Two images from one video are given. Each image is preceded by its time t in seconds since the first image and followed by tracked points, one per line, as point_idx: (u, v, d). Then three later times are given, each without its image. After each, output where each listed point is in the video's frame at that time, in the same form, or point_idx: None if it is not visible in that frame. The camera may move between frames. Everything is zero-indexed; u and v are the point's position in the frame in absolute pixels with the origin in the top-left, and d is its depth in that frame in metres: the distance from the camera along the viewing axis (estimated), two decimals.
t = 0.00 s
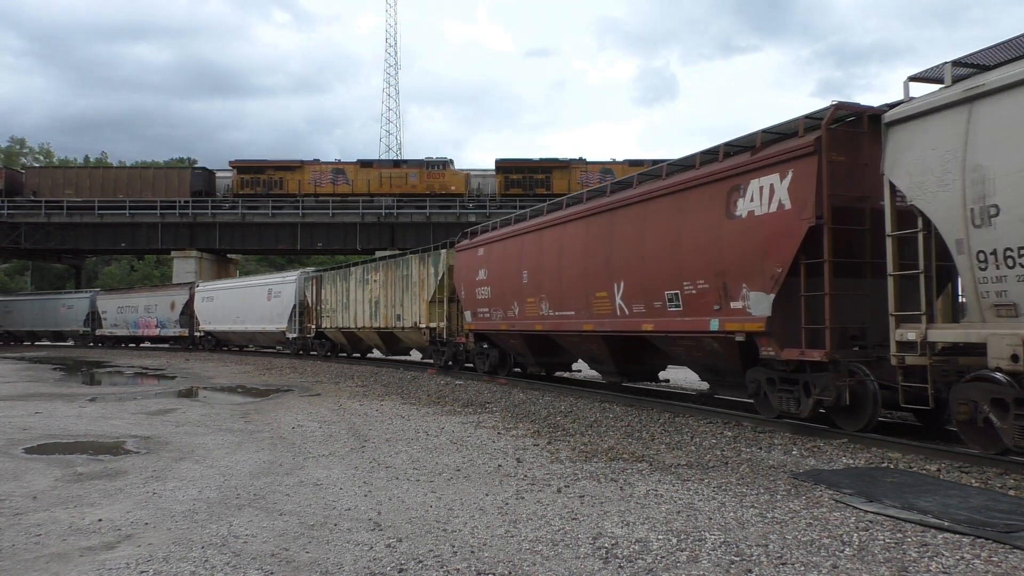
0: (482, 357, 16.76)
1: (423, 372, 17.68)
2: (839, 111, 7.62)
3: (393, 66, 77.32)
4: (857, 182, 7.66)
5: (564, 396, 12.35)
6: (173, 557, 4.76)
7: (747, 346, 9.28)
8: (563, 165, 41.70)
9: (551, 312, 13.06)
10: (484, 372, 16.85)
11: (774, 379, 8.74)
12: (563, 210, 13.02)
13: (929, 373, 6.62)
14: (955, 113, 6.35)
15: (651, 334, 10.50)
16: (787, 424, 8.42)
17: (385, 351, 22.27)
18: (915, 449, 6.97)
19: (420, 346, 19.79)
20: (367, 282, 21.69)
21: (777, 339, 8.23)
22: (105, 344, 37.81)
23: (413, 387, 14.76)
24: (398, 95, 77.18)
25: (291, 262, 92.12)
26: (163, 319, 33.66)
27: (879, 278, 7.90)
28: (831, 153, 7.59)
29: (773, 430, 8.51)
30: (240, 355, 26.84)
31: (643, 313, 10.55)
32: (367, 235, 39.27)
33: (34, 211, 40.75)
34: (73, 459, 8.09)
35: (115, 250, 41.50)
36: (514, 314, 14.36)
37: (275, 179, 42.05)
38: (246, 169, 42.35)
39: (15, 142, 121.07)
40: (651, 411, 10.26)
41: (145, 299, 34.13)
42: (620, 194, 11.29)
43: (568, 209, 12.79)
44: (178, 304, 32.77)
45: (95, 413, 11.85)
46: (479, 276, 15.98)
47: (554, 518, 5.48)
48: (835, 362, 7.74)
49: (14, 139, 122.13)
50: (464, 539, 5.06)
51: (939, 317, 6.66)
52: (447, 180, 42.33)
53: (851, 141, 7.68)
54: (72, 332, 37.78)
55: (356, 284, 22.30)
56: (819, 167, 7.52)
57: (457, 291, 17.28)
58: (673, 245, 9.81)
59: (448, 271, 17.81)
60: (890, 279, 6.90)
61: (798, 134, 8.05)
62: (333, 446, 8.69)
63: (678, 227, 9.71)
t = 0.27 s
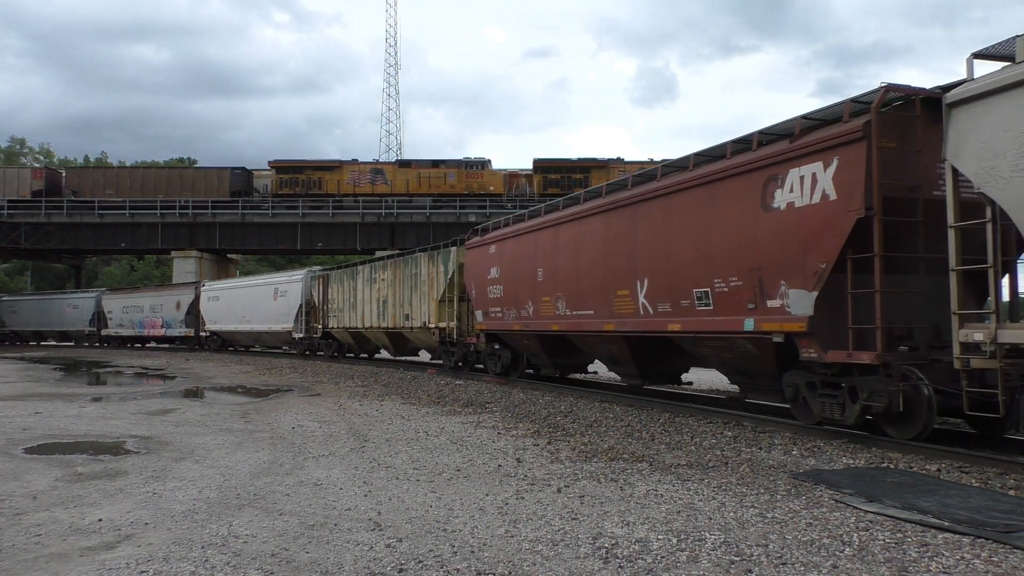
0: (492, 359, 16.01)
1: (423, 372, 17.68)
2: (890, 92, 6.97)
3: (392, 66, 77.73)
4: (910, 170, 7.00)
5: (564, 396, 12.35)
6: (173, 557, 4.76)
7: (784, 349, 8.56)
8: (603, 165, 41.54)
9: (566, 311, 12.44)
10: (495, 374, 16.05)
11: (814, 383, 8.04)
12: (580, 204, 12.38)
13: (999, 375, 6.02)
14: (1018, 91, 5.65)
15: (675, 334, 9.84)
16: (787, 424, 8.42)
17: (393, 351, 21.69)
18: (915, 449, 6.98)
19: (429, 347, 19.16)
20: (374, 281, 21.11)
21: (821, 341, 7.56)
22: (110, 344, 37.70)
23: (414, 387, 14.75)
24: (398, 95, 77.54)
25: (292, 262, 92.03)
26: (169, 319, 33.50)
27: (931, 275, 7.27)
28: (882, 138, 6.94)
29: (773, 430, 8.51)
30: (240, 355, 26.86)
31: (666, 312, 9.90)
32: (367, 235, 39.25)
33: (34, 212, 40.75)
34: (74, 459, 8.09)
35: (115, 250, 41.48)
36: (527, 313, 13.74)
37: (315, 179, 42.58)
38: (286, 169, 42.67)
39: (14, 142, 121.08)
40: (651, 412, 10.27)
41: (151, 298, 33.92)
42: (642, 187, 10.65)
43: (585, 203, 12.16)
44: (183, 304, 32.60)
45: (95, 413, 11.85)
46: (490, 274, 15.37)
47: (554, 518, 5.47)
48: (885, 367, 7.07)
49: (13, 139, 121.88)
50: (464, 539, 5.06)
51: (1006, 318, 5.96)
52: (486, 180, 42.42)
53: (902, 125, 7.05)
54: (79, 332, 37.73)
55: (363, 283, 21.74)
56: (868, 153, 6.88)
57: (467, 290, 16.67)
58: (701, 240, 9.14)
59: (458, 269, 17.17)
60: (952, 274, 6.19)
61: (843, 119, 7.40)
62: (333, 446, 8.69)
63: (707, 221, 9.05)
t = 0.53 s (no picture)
0: (504, 360, 15.57)
1: (423, 372, 17.69)
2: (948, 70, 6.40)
3: (392, 66, 78.16)
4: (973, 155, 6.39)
5: (564, 396, 12.36)
6: (173, 557, 4.76)
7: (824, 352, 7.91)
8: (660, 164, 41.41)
9: (586, 310, 11.84)
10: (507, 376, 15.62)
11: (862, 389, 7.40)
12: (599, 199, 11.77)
13: None
14: None
15: (705, 335, 9.22)
16: (787, 424, 8.42)
17: (401, 352, 21.15)
18: (915, 449, 6.98)
19: (439, 348, 18.60)
20: (382, 280, 20.62)
21: (870, 342, 6.94)
22: (116, 344, 37.55)
23: (414, 387, 14.75)
24: (398, 95, 77.91)
25: (291, 262, 92.09)
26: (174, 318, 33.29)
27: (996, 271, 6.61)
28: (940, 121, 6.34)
29: (773, 430, 8.51)
30: (240, 355, 26.90)
31: (696, 312, 9.28)
32: (367, 235, 39.24)
33: (34, 212, 40.76)
34: (74, 459, 8.09)
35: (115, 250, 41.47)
36: (543, 313, 13.17)
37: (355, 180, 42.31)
38: (325, 169, 42.63)
39: (14, 142, 121.10)
40: (651, 412, 10.27)
41: (157, 298, 33.73)
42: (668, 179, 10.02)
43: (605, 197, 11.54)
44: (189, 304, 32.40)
45: (95, 413, 11.85)
46: (503, 273, 14.80)
47: (554, 518, 5.48)
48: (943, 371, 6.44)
49: (13, 139, 121.90)
50: (464, 539, 5.06)
51: None
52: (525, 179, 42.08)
53: (962, 107, 6.43)
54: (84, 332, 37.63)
55: (370, 282, 21.25)
56: (926, 138, 6.27)
57: (479, 290, 16.12)
58: (735, 234, 8.52)
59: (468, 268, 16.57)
60: None
61: (896, 101, 6.77)
62: (333, 446, 8.69)
63: (742, 214, 8.43)
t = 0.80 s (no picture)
0: (516, 361, 15.02)
1: (423, 372, 17.69)
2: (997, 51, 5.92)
3: (392, 66, 78.40)
4: None
5: (564, 396, 12.36)
6: (173, 557, 4.76)
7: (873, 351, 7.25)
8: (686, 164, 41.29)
9: (603, 309, 11.15)
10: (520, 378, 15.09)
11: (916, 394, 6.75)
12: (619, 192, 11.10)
13: None
14: None
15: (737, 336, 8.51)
16: (787, 424, 8.42)
17: (410, 353, 20.59)
18: (915, 449, 6.98)
19: (449, 349, 18.00)
20: (389, 278, 20.10)
21: (928, 345, 6.23)
22: (121, 344, 37.35)
23: (414, 387, 14.76)
24: (398, 95, 78.00)
25: (291, 262, 92.12)
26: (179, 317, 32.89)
27: None
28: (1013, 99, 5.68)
29: (773, 430, 8.51)
30: (241, 356, 26.92)
31: (726, 311, 8.56)
32: (367, 235, 39.22)
33: (34, 212, 40.77)
34: (74, 459, 8.09)
35: (115, 250, 41.44)
36: (558, 312, 12.50)
37: (390, 180, 42.17)
38: (364, 169, 42.54)
39: (14, 142, 121.07)
40: (651, 412, 10.28)
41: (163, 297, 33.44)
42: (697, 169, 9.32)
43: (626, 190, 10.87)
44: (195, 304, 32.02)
45: (95, 413, 11.85)
46: (515, 271, 14.17)
47: (553, 518, 5.48)
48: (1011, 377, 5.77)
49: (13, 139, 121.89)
50: (463, 539, 5.06)
51: None
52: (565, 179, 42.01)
53: None
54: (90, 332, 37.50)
55: (378, 280, 20.74)
56: (995, 118, 5.62)
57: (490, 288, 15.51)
58: (773, 226, 7.80)
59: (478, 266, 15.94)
60: None
61: (959, 79, 6.12)
62: (333, 446, 8.69)
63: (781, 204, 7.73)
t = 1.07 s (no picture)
0: (530, 363, 14.53)
1: (423, 372, 17.70)
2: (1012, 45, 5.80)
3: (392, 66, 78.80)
4: None
5: (564, 396, 12.36)
6: (173, 557, 4.76)
7: (931, 352, 6.70)
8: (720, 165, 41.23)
9: (624, 309, 10.60)
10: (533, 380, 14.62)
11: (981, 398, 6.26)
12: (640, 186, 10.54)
13: None
14: None
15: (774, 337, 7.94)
16: (787, 424, 8.41)
17: (419, 353, 20.22)
18: (915, 449, 6.98)
19: (459, 349, 17.60)
20: (398, 277, 19.73)
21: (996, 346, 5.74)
22: (127, 344, 37.19)
23: (414, 387, 14.76)
24: (398, 95, 78.37)
25: (291, 262, 92.18)
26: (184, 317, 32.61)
27: None
28: None
29: (773, 430, 8.50)
30: (241, 356, 26.94)
31: (763, 310, 8.00)
32: (367, 235, 39.23)
33: (34, 212, 40.78)
34: (74, 459, 8.10)
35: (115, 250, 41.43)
36: (576, 312, 11.96)
37: (431, 180, 42.00)
38: (399, 169, 42.30)
39: (14, 142, 121.08)
40: (651, 412, 10.28)
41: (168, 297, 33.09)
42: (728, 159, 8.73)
43: (648, 183, 10.32)
44: (201, 304, 31.62)
45: (95, 413, 11.86)
46: (530, 268, 13.65)
47: (553, 518, 5.48)
48: None
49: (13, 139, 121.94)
50: (463, 539, 5.06)
51: None
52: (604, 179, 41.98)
53: None
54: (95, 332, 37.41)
55: (386, 279, 20.37)
56: None
57: (502, 287, 15.02)
58: (818, 219, 7.22)
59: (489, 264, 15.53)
60: None
61: None
62: (333, 446, 8.69)
63: (826, 195, 7.14)
